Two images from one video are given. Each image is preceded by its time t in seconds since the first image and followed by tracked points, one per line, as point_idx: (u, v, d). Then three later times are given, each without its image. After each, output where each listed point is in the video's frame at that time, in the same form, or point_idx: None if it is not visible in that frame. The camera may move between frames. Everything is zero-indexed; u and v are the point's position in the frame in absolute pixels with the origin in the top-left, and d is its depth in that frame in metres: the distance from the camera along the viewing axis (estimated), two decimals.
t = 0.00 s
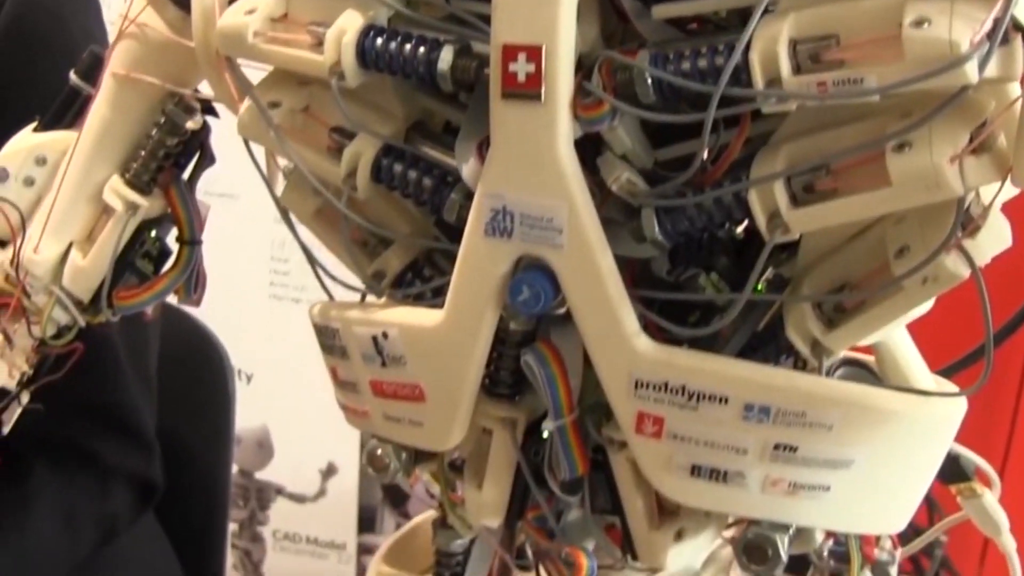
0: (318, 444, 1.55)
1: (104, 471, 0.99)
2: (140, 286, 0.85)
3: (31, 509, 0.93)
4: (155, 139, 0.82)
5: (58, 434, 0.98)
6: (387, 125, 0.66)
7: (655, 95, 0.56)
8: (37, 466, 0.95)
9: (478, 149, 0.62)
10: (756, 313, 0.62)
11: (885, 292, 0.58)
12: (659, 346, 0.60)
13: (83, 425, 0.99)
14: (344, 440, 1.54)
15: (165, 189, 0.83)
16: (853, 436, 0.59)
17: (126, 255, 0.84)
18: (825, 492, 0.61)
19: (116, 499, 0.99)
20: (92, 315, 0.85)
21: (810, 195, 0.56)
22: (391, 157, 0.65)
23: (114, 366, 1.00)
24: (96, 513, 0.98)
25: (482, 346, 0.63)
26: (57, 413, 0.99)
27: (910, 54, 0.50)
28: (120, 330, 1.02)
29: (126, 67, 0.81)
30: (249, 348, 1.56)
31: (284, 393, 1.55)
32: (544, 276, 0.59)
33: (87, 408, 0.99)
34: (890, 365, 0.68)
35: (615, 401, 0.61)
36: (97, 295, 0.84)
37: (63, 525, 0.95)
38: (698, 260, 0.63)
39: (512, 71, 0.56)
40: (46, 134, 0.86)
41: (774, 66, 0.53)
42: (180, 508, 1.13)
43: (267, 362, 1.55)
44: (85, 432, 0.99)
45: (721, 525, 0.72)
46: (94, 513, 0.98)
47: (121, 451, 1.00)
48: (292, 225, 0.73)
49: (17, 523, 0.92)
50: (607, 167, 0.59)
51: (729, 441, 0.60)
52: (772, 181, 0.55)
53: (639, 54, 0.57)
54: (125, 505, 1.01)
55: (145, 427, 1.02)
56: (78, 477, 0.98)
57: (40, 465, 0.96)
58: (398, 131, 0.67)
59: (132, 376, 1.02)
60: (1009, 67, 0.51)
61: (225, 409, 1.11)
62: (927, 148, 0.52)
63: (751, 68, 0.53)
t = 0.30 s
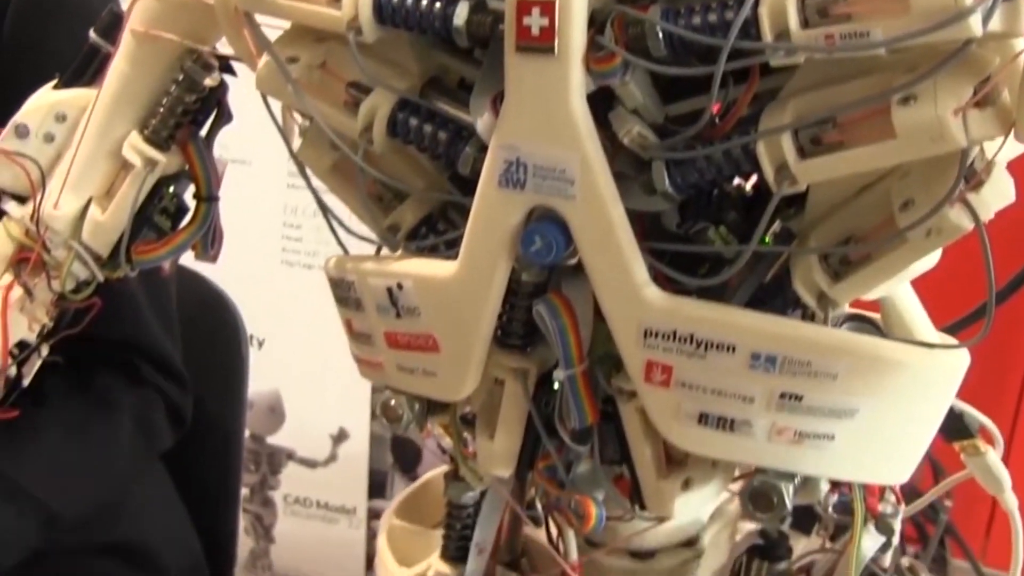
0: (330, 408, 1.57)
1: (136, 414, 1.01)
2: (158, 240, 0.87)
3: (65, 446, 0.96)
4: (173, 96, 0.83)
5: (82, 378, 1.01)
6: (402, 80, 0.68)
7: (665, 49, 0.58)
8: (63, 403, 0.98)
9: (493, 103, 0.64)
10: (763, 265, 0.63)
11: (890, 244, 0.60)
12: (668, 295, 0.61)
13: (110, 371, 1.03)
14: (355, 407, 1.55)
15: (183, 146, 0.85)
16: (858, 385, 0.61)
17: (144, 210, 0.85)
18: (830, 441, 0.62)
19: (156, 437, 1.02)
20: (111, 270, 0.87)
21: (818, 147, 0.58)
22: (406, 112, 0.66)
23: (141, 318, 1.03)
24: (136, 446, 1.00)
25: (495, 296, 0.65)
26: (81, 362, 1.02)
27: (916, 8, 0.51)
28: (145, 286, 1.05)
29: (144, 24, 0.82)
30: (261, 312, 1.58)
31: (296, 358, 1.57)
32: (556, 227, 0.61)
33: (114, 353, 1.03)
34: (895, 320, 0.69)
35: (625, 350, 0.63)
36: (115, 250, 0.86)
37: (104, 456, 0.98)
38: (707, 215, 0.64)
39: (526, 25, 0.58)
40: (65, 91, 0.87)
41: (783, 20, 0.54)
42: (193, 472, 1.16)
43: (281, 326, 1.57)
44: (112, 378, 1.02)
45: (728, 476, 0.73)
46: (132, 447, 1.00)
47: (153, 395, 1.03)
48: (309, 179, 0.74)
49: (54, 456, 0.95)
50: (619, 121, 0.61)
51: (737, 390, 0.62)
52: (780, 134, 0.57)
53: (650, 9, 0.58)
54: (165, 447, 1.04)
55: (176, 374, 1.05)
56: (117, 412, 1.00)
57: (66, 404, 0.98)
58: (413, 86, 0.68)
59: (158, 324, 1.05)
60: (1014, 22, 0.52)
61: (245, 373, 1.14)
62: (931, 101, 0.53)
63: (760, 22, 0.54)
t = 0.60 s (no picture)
0: (339, 377, 1.59)
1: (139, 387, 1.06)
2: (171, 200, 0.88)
3: (66, 412, 1.00)
4: (187, 60, 0.83)
5: (83, 352, 1.05)
6: (412, 41, 0.69)
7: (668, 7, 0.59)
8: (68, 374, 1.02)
9: (501, 62, 0.65)
10: (764, 219, 0.65)
11: (888, 198, 0.61)
12: (671, 249, 0.63)
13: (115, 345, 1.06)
14: (364, 375, 1.58)
15: (197, 109, 0.85)
16: (857, 337, 0.62)
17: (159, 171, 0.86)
18: (829, 392, 0.64)
19: (158, 410, 1.06)
20: (125, 231, 0.88)
21: (817, 102, 0.59)
22: (416, 71, 0.68)
23: (141, 295, 1.07)
24: (137, 417, 1.04)
25: (502, 250, 0.67)
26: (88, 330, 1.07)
27: None
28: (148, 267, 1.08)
29: None
30: (271, 281, 1.59)
31: (305, 327, 1.59)
32: (562, 182, 0.63)
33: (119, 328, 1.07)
34: (895, 276, 0.70)
35: (629, 303, 0.64)
36: (130, 211, 0.87)
37: (104, 425, 1.02)
38: (710, 171, 0.66)
39: None
40: (81, 54, 0.87)
41: None
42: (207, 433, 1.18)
43: (290, 295, 1.59)
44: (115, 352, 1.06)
45: (728, 431, 0.76)
46: (132, 418, 1.04)
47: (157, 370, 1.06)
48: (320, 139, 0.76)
49: (57, 421, 0.99)
50: (624, 78, 0.62)
51: (739, 340, 0.63)
52: (780, 90, 0.58)
53: None
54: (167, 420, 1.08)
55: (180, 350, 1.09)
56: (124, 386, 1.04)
57: (70, 375, 1.03)
58: (422, 46, 0.69)
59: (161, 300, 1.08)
60: None
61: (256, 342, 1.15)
62: (927, 56, 0.55)
63: None
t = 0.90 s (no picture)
0: (348, 347, 1.60)
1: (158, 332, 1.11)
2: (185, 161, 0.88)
3: (84, 341, 1.06)
4: (200, 22, 0.83)
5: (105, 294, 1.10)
6: None
7: None
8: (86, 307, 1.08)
9: (509, 20, 0.66)
10: (768, 174, 0.66)
11: (890, 152, 0.62)
12: (677, 202, 0.64)
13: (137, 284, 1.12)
14: (372, 346, 1.59)
15: (210, 71, 0.85)
16: (859, 288, 0.63)
17: (172, 133, 0.86)
18: (832, 344, 0.65)
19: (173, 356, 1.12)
20: (140, 192, 0.88)
21: (820, 58, 0.60)
22: (426, 30, 0.69)
23: (162, 247, 1.12)
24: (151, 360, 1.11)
25: (512, 206, 0.68)
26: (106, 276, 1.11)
27: None
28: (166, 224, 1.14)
29: None
30: (280, 250, 1.61)
31: (315, 297, 1.60)
32: (571, 137, 0.64)
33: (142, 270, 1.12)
34: (899, 234, 0.71)
35: (636, 256, 0.65)
36: (144, 172, 0.87)
37: (123, 360, 1.08)
38: (716, 129, 0.67)
39: None
40: (95, 17, 0.87)
41: None
42: (213, 396, 1.21)
43: (300, 264, 1.60)
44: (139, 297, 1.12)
45: (733, 388, 0.78)
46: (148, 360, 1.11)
47: (176, 313, 1.12)
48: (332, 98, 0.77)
49: (79, 348, 1.06)
50: (631, 36, 0.63)
51: (743, 293, 0.64)
52: (783, 45, 0.59)
53: None
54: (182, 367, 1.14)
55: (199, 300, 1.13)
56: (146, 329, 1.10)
57: (92, 311, 1.08)
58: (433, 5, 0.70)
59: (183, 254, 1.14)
60: None
61: (265, 310, 1.18)
62: (929, 11, 0.56)
63: None
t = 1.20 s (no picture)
0: (358, 320, 1.61)
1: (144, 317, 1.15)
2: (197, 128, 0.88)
3: (77, 330, 1.10)
4: None
5: (100, 278, 1.14)
6: None
7: None
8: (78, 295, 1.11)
9: None
10: (775, 137, 0.67)
11: (896, 114, 0.63)
12: (686, 164, 0.65)
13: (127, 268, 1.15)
14: (382, 319, 1.60)
15: (221, 38, 0.85)
16: (866, 249, 0.64)
17: (184, 99, 0.87)
18: (839, 305, 0.65)
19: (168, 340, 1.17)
20: (152, 158, 0.88)
21: (827, 20, 0.61)
22: None
23: (156, 230, 1.15)
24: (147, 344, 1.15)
25: (522, 169, 0.69)
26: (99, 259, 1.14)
27: None
28: (160, 201, 1.17)
29: None
30: (289, 223, 1.61)
31: (324, 270, 1.61)
32: (581, 100, 0.65)
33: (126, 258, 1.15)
34: (905, 197, 0.72)
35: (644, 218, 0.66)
36: (156, 138, 0.87)
37: (121, 345, 1.12)
38: (725, 91, 0.67)
39: None
40: None
41: None
42: (218, 369, 1.24)
43: (309, 237, 1.61)
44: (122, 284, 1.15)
45: (741, 350, 0.77)
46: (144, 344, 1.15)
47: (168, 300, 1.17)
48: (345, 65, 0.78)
49: (74, 337, 1.09)
50: None
51: (751, 254, 0.65)
52: (791, 7, 0.60)
53: None
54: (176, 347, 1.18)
55: (188, 282, 1.18)
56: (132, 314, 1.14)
57: (87, 298, 1.12)
58: None
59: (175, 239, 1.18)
60: None
61: (273, 282, 1.20)
62: None
63: None
